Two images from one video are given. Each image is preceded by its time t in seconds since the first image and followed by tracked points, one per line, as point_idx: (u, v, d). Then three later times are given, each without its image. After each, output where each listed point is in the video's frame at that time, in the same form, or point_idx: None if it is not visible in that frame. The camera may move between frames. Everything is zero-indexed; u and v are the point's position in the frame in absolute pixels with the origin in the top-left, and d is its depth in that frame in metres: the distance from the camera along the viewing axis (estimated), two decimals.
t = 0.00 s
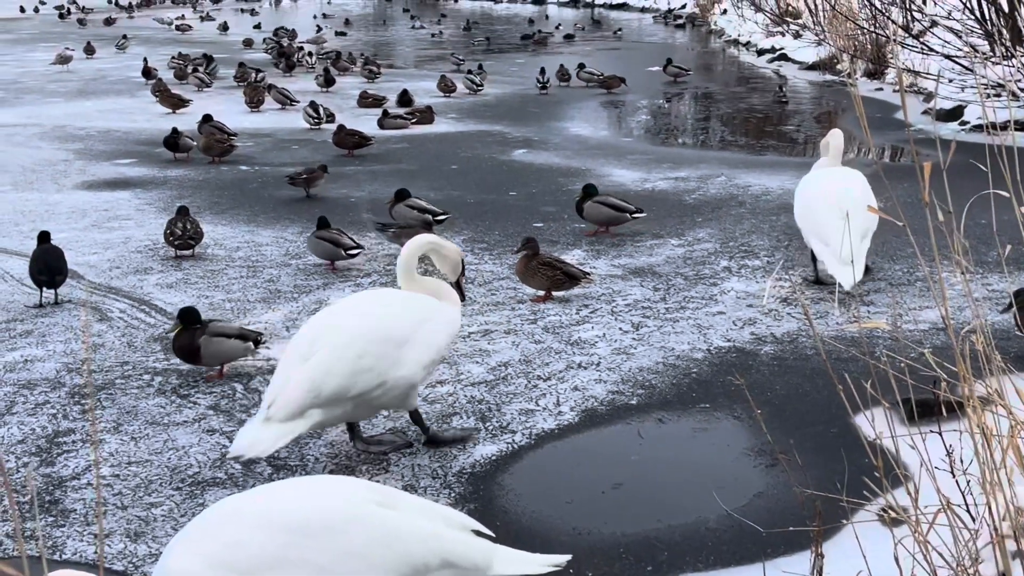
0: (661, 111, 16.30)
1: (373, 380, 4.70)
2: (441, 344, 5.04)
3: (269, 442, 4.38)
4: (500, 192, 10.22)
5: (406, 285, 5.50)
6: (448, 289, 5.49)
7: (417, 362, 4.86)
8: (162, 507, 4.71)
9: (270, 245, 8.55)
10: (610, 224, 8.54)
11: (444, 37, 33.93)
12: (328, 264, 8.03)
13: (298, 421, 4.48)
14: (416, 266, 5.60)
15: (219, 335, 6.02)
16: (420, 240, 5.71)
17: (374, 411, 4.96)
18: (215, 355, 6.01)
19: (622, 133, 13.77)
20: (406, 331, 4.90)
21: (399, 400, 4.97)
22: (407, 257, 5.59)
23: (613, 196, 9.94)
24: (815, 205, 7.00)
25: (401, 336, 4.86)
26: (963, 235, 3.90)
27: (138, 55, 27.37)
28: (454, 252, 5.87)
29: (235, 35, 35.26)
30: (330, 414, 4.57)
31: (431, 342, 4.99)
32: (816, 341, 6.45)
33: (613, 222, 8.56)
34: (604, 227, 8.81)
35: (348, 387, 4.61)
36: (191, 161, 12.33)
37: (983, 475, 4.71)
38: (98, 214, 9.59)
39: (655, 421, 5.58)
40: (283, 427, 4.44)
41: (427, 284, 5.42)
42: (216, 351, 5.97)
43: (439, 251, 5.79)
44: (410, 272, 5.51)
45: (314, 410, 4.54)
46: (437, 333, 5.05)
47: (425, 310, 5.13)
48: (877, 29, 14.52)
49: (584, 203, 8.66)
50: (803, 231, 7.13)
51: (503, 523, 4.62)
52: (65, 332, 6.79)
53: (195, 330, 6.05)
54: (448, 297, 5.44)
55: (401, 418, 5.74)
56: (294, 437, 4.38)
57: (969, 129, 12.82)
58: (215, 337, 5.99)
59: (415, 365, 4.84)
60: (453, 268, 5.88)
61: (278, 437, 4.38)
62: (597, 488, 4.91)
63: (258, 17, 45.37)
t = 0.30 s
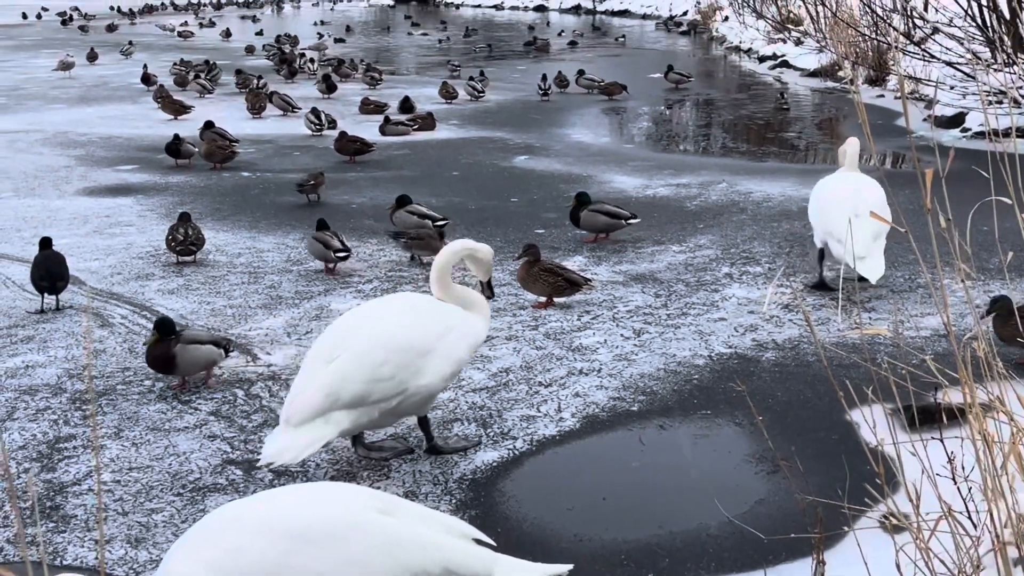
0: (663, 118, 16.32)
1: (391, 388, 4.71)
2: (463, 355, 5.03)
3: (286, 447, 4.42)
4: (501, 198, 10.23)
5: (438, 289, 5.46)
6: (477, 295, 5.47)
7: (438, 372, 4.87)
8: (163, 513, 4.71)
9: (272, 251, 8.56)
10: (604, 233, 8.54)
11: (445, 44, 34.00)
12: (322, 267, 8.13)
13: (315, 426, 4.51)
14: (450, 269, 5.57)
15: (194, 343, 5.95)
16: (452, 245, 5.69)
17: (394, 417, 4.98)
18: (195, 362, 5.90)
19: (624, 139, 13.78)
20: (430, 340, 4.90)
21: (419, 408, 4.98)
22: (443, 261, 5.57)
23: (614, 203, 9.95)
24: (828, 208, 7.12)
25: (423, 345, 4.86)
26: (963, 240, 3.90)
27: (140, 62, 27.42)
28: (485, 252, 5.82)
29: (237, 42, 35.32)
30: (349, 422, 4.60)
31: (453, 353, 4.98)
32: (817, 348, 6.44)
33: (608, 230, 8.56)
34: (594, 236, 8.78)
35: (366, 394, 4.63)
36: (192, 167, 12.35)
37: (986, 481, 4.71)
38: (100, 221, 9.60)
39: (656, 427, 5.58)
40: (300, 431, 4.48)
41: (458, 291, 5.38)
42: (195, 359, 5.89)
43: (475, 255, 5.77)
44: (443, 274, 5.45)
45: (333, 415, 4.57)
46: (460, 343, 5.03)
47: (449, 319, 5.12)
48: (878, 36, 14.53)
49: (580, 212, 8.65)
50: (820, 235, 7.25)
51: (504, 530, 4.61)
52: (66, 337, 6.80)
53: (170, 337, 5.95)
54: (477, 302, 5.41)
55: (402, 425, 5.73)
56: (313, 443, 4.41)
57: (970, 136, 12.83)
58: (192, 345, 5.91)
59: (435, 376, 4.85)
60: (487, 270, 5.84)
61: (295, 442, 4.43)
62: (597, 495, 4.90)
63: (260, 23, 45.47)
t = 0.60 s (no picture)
0: (660, 127, 16.35)
1: (402, 393, 4.72)
2: (479, 366, 5.00)
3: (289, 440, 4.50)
4: (498, 207, 10.23)
5: (457, 298, 5.36)
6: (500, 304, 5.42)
7: (450, 383, 4.85)
8: (159, 522, 4.70)
9: (269, 260, 8.56)
10: (600, 242, 8.55)
11: (443, 53, 34.06)
12: (310, 273, 8.20)
13: (321, 422, 4.57)
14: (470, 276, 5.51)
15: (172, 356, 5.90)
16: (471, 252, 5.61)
17: (405, 419, 5.00)
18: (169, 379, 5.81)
19: (621, 148, 13.80)
20: (447, 350, 4.87)
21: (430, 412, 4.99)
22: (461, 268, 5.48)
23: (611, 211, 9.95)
24: (822, 213, 7.22)
25: (440, 353, 4.84)
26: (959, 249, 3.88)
27: (137, 70, 27.43)
28: (499, 254, 5.76)
29: (234, 51, 35.34)
30: (355, 423, 4.63)
31: (469, 365, 4.94)
32: (814, 357, 6.44)
33: (604, 239, 8.57)
34: (594, 244, 8.79)
35: (375, 398, 4.65)
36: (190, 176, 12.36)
37: (981, 492, 4.70)
38: (97, 229, 9.60)
39: (652, 436, 5.57)
40: (306, 425, 4.56)
41: (481, 301, 5.32)
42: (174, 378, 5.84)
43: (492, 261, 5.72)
44: (463, 281, 5.35)
45: (340, 414, 4.61)
46: (477, 354, 5.00)
47: (471, 329, 5.09)
48: (875, 46, 14.57)
49: (576, 221, 8.66)
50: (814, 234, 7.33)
51: (500, 540, 4.60)
52: (62, 346, 6.79)
53: (148, 349, 5.97)
54: (501, 314, 5.36)
55: (397, 433, 5.72)
56: (315, 441, 4.47)
57: (967, 145, 12.86)
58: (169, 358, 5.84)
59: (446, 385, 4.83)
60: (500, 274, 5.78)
61: (299, 437, 4.50)
62: (593, 504, 4.89)
63: (258, 32, 45.54)
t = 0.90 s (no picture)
0: (655, 135, 16.37)
1: (403, 397, 4.71)
2: (482, 370, 4.99)
3: (293, 442, 4.50)
4: (492, 215, 10.24)
5: (460, 304, 5.36)
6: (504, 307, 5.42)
7: (452, 386, 4.85)
8: (151, 531, 4.68)
9: (262, 268, 8.55)
10: (593, 250, 8.55)
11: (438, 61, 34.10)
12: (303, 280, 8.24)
13: (325, 425, 4.58)
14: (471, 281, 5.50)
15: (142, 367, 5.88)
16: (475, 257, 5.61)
17: (408, 422, 4.99)
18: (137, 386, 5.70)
19: (615, 156, 13.82)
20: (450, 354, 4.86)
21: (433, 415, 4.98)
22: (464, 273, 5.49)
23: (605, 219, 9.96)
24: (812, 213, 7.26)
25: (442, 357, 4.83)
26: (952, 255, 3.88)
27: (131, 78, 27.40)
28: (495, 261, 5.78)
29: (229, 59, 35.32)
30: (357, 427, 4.63)
31: (472, 369, 4.93)
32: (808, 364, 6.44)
33: (598, 247, 8.56)
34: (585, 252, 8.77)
35: (377, 402, 4.65)
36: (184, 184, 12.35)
37: (976, 499, 4.69)
38: (90, 237, 9.59)
39: (646, 444, 5.56)
40: (309, 428, 4.57)
41: (485, 306, 5.31)
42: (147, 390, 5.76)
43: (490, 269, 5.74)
44: (466, 288, 5.35)
45: (342, 417, 4.61)
46: (480, 358, 4.99)
47: (474, 333, 5.07)
48: (869, 55, 14.61)
49: (569, 228, 8.66)
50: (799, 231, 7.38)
51: (494, 548, 4.58)
52: (55, 354, 6.77)
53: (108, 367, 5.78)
54: (506, 315, 5.36)
55: (391, 441, 5.70)
56: (319, 444, 4.48)
57: (960, 154, 12.89)
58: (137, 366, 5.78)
59: (448, 389, 4.82)
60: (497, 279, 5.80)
61: (303, 440, 4.50)
62: (587, 512, 4.88)
63: (253, 40, 45.55)
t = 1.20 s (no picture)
0: (646, 144, 16.41)
1: (402, 397, 4.71)
2: (474, 367, 5.02)
3: (292, 449, 4.46)
4: (484, 223, 10.24)
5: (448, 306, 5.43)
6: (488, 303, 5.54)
7: (447, 386, 4.86)
8: (141, 540, 4.66)
9: (253, 277, 8.54)
10: (584, 257, 8.56)
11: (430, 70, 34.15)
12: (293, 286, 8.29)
13: (324, 431, 4.55)
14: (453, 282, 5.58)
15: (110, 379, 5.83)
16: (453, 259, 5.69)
17: (404, 425, 4.98)
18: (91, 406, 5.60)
19: (607, 165, 13.84)
20: (442, 355, 4.89)
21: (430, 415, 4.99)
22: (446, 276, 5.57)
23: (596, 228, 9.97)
24: (803, 218, 7.28)
25: (436, 355, 4.86)
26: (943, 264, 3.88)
27: (123, 87, 27.39)
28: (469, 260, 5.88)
29: (221, 67, 35.29)
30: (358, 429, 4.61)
31: (465, 365, 4.97)
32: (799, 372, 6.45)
33: (589, 255, 8.56)
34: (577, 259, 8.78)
35: (376, 404, 4.64)
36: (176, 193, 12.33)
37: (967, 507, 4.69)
38: (81, 246, 9.56)
39: (638, 452, 5.56)
40: (311, 435, 4.52)
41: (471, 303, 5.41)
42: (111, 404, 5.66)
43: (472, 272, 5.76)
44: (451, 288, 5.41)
45: (343, 422, 4.58)
46: (470, 355, 5.03)
47: (462, 332, 5.11)
48: (860, 64, 14.66)
49: (560, 236, 8.67)
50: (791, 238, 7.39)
51: (485, 556, 4.56)
52: (45, 363, 6.75)
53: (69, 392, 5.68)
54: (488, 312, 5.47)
55: (382, 449, 5.68)
56: (319, 449, 4.45)
57: (951, 162, 12.94)
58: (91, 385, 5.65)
59: (445, 385, 4.84)
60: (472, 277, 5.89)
61: (303, 447, 4.47)
62: (578, 520, 4.87)
63: (246, 49, 45.52)
